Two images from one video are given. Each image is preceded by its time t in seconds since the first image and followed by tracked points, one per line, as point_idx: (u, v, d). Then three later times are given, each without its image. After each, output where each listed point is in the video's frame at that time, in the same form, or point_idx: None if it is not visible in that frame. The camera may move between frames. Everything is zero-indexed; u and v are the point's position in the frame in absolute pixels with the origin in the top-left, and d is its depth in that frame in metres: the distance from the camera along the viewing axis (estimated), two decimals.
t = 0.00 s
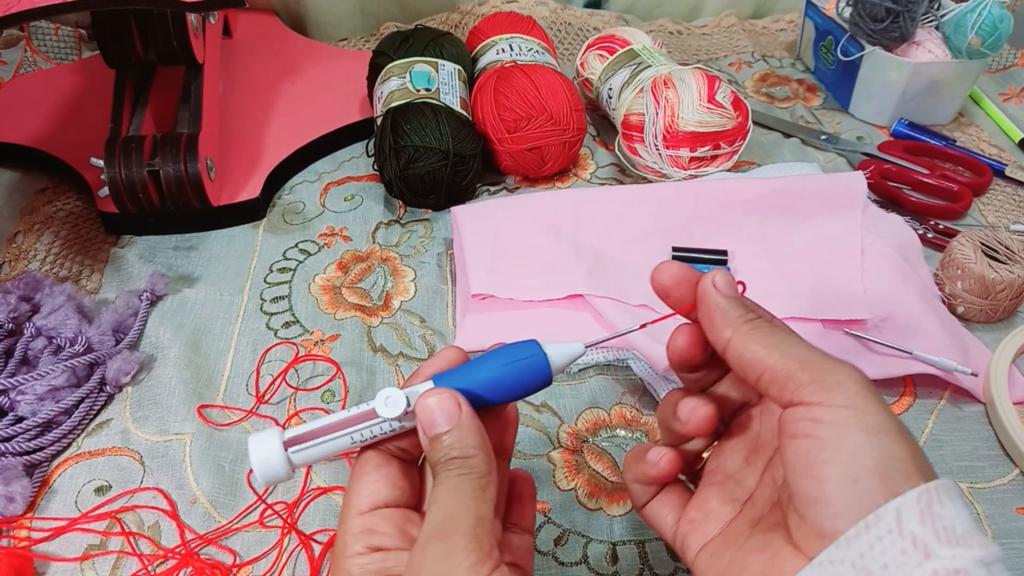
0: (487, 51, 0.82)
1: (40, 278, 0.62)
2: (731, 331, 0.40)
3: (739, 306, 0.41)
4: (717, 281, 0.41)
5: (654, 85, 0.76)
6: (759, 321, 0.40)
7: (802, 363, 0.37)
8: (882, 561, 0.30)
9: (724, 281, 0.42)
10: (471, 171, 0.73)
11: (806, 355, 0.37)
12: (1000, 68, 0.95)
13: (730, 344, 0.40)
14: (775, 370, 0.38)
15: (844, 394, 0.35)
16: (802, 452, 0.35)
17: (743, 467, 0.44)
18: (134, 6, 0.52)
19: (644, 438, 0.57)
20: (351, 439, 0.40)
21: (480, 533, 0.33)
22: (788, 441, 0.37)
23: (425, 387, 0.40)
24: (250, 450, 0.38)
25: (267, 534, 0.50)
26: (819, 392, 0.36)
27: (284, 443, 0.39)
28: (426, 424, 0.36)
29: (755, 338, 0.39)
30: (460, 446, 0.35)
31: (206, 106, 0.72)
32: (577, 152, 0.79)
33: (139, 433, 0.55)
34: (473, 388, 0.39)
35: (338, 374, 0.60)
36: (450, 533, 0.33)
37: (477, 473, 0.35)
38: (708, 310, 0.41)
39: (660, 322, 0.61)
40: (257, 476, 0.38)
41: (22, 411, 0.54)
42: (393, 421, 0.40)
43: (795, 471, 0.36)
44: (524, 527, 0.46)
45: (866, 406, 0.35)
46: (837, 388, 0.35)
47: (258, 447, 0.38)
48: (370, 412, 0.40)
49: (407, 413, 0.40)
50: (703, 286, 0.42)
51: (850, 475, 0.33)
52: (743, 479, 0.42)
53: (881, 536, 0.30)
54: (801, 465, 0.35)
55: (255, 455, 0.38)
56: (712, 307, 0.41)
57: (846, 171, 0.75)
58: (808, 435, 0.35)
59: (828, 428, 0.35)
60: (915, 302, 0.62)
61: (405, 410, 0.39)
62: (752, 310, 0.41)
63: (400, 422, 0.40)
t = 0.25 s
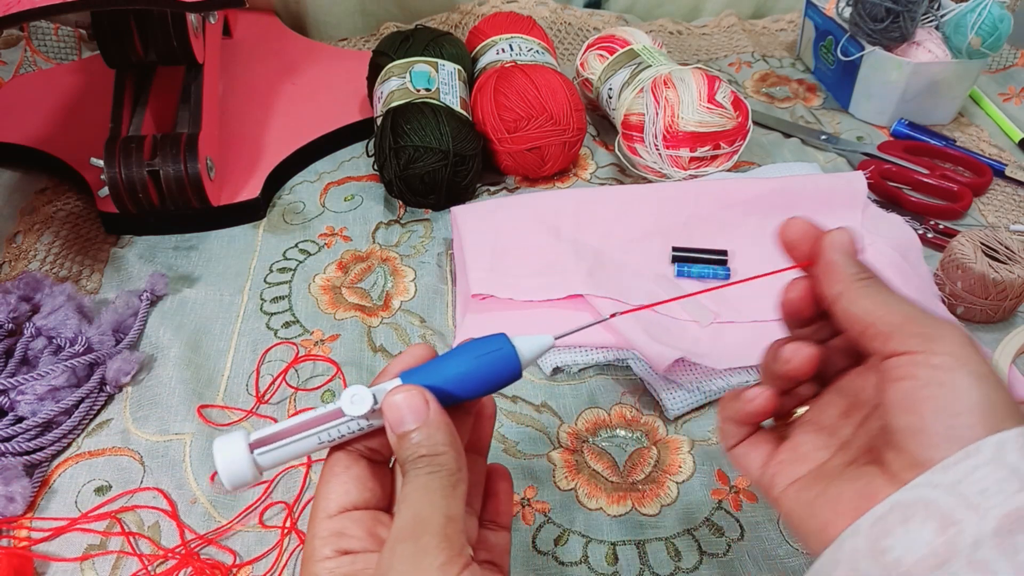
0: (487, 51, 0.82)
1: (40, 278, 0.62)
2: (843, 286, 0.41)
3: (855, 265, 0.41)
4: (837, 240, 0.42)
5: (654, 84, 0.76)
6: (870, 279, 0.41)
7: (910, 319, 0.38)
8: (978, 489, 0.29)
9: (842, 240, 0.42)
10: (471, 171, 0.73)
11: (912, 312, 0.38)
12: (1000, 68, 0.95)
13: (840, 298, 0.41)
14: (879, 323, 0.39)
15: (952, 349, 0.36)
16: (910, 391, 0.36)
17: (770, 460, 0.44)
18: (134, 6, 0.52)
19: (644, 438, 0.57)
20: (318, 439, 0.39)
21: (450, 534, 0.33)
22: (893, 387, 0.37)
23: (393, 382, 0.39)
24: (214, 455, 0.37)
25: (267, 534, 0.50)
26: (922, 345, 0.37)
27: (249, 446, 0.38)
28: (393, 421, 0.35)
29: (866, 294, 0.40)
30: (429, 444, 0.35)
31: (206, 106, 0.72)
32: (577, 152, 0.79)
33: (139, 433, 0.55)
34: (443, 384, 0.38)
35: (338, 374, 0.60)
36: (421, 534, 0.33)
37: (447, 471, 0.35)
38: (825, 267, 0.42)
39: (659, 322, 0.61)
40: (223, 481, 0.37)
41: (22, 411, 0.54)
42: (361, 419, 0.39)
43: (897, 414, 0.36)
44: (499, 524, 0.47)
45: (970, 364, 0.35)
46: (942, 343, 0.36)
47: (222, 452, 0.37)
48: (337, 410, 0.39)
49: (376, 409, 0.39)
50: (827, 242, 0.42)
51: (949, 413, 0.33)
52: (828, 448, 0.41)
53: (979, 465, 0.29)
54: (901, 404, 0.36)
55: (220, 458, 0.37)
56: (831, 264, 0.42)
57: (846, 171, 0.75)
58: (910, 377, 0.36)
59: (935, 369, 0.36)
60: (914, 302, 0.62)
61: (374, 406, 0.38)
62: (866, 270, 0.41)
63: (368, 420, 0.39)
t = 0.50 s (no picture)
0: (487, 51, 0.82)
1: (40, 278, 0.62)
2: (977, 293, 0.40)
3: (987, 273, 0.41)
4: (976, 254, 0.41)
5: (654, 84, 0.76)
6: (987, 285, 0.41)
7: None
8: None
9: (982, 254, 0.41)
10: (471, 171, 0.73)
11: None
12: (1000, 68, 0.95)
13: (973, 305, 0.40)
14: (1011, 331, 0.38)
15: None
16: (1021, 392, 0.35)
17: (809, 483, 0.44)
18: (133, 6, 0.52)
19: (644, 438, 0.57)
20: (312, 435, 0.40)
21: (445, 512, 0.33)
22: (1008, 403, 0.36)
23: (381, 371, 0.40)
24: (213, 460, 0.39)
25: (267, 534, 0.50)
26: None
27: (245, 449, 0.39)
28: (383, 407, 0.35)
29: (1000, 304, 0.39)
30: (418, 425, 0.35)
31: (206, 106, 0.72)
32: (577, 152, 0.79)
33: (139, 433, 0.55)
34: (428, 364, 0.39)
35: (338, 374, 0.60)
36: (415, 514, 0.33)
37: (438, 450, 0.35)
38: (958, 278, 0.41)
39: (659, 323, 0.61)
40: (224, 485, 0.39)
41: (22, 411, 0.54)
42: (350, 409, 0.40)
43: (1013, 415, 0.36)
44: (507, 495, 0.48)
45: None
46: None
47: (220, 457, 0.39)
48: (324, 406, 0.40)
49: (362, 402, 0.40)
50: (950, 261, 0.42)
51: None
52: (933, 451, 0.41)
53: None
54: None
55: (219, 465, 0.39)
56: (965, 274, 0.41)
57: (846, 172, 0.75)
58: None
59: None
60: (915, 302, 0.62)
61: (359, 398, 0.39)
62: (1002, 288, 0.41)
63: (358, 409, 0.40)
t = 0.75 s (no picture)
0: (487, 51, 0.82)
1: (40, 278, 0.62)
2: (794, 422, 0.39)
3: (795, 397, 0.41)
4: (758, 370, 0.42)
5: (654, 84, 0.76)
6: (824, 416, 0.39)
7: (887, 456, 0.35)
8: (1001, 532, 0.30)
9: (764, 371, 0.42)
10: (471, 171, 0.73)
11: (879, 444, 0.36)
12: (1000, 68, 0.95)
13: (795, 435, 0.39)
14: (858, 461, 0.36)
15: (946, 487, 0.33)
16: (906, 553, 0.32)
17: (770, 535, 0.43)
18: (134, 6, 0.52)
19: (643, 438, 0.57)
20: (411, 391, 0.37)
21: (547, 478, 0.32)
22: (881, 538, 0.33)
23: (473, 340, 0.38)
24: (308, 417, 0.35)
25: (268, 534, 0.50)
26: (914, 485, 0.34)
27: (345, 402, 0.36)
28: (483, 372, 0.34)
29: (831, 429, 0.38)
30: (518, 390, 0.34)
31: (206, 106, 0.72)
32: (577, 152, 0.79)
33: (139, 433, 0.55)
34: (527, 339, 0.37)
35: (338, 374, 0.60)
36: (516, 479, 0.32)
37: (537, 416, 0.34)
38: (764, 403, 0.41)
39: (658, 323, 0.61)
40: (319, 440, 0.35)
41: (22, 411, 0.54)
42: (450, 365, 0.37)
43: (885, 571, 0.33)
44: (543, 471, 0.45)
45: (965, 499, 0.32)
46: (933, 476, 0.33)
47: (317, 411, 0.35)
48: (423, 364, 0.37)
49: (462, 362, 0.37)
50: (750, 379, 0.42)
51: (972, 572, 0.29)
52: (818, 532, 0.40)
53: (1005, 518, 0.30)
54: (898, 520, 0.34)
55: (315, 418, 0.35)
56: (766, 401, 0.41)
57: (846, 172, 0.75)
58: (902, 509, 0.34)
59: (932, 526, 0.32)
60: (914, 302, 0.62)
61: (461, 357, 0.37)
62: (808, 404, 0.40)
63: (457, 368, 0.37)
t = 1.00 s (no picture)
0: (487, 51, 0.82)
1: (40, 278, 0.62)
2: (655, 397, 0.38)
3: (656, 354, 0.39)
4: (630, 337, 0.38)
5: (654, 85, 0.76)
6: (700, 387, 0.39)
7: (736, 426, 0.36)
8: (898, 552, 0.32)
9: (638, 334, 0.38)
10: (471, 171, 0.73)
11: (741, 415, 0.37)
12: (1000, 68, 0.95)
13: (657, 412, 0.38)
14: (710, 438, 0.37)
15: (795, 447, 0.36)
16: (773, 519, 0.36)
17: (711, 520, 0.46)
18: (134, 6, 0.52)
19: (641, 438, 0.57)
20: (485, 416, 0.39)
21: (598, 524, 0.33)
22: (752, 506, 0.38)
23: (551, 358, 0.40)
24: (386, 441, 0.37)
25: (268, 534, 0.50)
26: (764, 454, 0.36)
27: (420, 427, 0.37)
28: (558, 407, 0.36)
29: (681, 408, 0.37)
30: (587, 433, 0.35)
31: (206, 106, 0.72)
32: (577, 152, 0.79)
33: (139, 433, 0.55)
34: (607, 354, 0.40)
35: (338, 374, 0.60)
36: (559, 521, 0.33)
37: (602, 462, 0.35)
38: (618, 373, 0.39)
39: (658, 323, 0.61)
40: (398, 462, 0.37)
41: (22, 411, 0.54)
42: (524, 391, 0.39)
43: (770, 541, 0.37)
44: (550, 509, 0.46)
45: (816, 456, 0.35)
46: (781, 438, 0.36)
47: (396, 434, 0.37)
48: (499, 388, 0.39)
49: (534, 387, 0.39)
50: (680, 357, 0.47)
51: (829, 535, 0.34)
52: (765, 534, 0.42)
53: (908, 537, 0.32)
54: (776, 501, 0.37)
55: (396, 442, 0.36)
56: (626, 372, 0.39)
57: (846, 172, 0.75)
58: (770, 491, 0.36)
59: (787, 489, 0.36)
60: (915, 302, 0.62)
61: (534, 381, 0.38)
62: (672, 368, 0.39)
63: (530, 395, 0.39)
